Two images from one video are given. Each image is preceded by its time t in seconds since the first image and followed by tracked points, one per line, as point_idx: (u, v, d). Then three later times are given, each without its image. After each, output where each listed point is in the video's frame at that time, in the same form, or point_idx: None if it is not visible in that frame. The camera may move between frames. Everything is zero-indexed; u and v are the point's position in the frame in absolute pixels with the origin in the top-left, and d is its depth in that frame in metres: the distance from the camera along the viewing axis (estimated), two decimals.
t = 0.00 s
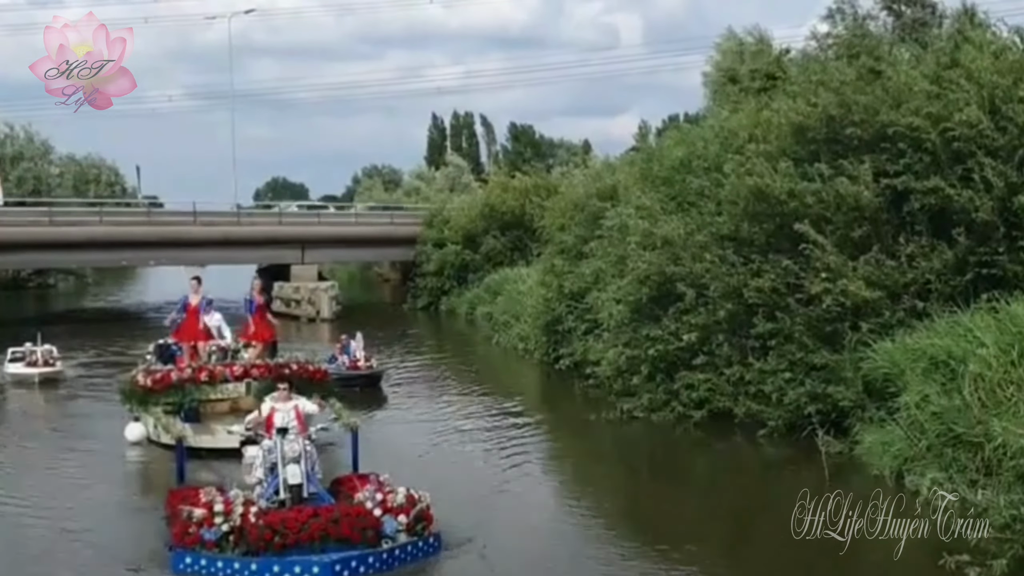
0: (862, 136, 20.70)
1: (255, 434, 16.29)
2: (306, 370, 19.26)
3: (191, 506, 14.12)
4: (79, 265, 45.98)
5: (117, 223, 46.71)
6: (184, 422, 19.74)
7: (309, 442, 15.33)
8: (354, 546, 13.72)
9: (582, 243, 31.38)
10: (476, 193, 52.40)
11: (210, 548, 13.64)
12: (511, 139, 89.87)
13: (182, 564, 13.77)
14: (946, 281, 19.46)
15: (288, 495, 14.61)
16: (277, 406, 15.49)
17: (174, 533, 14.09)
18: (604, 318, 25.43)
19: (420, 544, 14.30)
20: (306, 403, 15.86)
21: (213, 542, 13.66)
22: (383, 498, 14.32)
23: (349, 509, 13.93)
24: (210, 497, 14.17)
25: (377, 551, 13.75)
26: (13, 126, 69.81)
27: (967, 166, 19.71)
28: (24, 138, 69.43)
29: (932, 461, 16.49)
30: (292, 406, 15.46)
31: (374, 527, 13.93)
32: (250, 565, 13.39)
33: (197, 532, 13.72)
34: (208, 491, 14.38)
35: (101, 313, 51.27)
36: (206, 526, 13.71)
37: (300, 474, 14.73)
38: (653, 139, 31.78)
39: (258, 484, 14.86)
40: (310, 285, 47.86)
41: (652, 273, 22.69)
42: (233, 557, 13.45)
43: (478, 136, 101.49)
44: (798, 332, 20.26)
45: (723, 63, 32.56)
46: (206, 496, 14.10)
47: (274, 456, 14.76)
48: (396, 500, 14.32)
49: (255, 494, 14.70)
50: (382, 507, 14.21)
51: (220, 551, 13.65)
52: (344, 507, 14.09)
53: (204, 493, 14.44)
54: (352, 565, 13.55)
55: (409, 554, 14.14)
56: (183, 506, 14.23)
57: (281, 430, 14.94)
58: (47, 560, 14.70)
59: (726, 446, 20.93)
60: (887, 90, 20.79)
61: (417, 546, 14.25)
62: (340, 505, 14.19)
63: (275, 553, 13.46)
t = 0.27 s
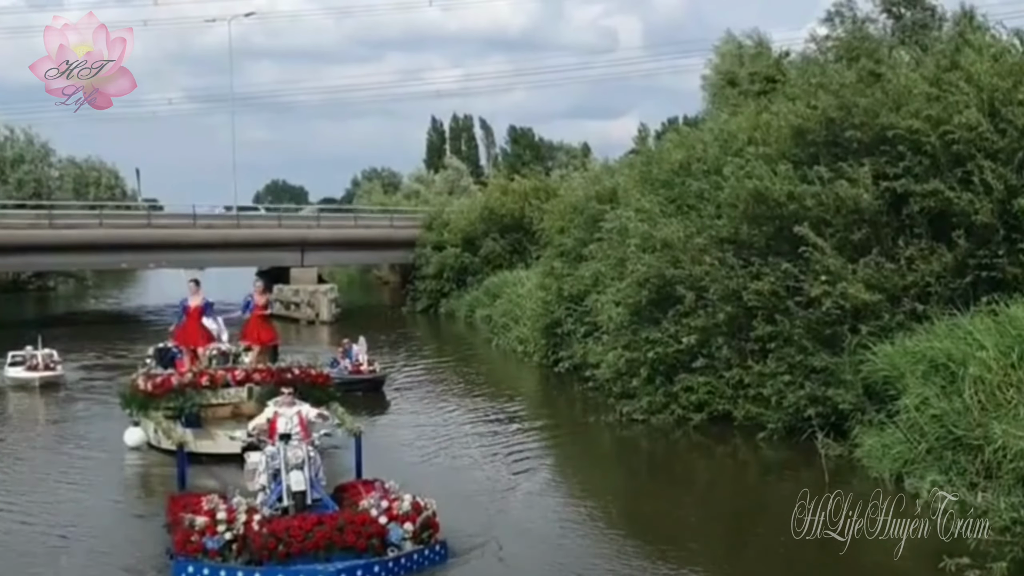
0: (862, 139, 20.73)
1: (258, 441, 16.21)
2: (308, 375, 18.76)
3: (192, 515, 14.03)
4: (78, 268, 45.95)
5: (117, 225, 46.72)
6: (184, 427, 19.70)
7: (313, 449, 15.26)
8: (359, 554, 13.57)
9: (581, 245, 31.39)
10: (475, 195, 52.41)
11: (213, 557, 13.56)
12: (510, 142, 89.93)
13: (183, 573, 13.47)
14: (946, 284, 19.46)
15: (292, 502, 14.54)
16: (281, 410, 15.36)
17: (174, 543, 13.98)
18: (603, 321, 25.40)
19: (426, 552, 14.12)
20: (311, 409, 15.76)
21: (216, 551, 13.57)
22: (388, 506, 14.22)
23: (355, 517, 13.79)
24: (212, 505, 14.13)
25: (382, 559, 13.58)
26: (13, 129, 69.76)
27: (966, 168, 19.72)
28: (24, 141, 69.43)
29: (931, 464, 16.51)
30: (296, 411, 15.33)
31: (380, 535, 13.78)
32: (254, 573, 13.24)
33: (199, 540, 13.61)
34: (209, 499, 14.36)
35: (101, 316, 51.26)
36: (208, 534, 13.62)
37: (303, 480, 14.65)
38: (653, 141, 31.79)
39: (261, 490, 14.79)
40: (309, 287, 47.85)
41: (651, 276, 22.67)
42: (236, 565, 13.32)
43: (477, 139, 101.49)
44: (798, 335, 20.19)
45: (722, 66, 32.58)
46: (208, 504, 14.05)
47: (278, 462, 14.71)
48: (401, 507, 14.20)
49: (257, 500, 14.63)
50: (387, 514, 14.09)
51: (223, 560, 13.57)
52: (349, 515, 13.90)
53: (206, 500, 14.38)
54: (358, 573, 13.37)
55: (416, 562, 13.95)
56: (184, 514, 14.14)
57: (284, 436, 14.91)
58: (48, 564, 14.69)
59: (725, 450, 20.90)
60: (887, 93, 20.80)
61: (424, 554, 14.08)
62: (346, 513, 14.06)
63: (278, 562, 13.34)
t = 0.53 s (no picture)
0: (862, 142, 20.73)
1: (262, 449, 15.99)
2: (311, 381, 19.13)
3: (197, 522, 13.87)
4: (79, 272, 45.96)
5: (118, 229, 46.74)
6: (186, 433, 19.48)
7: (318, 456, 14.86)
8: (365, 565, 13.37)
9: (582, 249, 31.39)
10: (475, 199, 52.42)
11: (217, 567, 13.41)
12: (511, 145, 89.99)
13: None
14: (947, 288, 19.45)
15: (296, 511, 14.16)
16: (285, 417, 14.94)
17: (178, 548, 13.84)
18: (604, 324, 25.37)
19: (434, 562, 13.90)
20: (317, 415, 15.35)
21: (220, 560, 13.42)
22: (396, 514, 13.88)
23: (361, 526, 13.54)
24: (216, 514, 13.87)
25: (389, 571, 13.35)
26: (14, 133, 69.79)
27: (967, 171, 19.72)
28: (26, 145, 69.49)
29: (932, 468, 16.49)
30: (299, 418, 14.89)
31: (386, 545, 13.49)
32: None
33: (203, 550, 13.46)
34: (213, 507, 14.09)
35: (102, 320, 51.30)
36: (213, 544, 13.46)
37: (308, 488, 14.25)
38: (653, 145, 31.79)
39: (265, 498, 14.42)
40: (310, 291, 47.84)
41: (652, 279, 22.67)
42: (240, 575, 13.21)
43: (478, 143, 101.54)
44: (799, 338, 20.17)
45: (722, 69, 32.57)
46: (212, 513, 13.85)
47: (282, 470, 14.35)
48: (409, 516, 13.86)
49: (261, 509, 14.29)
50: (395, 523, 13.73)
51: (228, 570, 13.42)
52: (356, 524, 13.70)
53: (211, 508, 14.19)
54: None
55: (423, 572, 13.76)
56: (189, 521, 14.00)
57: (289, 443, 14.46)
58: (49, 570, 14.68)
59: (726, 453, 20.89)
60: (887, 96, 20.80)
61: (432, 564, 13.86)
62: (353, 522, 13.81)
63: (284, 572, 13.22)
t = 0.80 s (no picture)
0: (864, 145, 20.71)
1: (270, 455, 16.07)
2: (317, 389, 18.16)
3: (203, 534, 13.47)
4: (80, 276, 45.93)
5: (121, 234, 46.76)
6: (191, 441, 19.17)
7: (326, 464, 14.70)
8: None
9: (583, 253, 31.36)
10: (477, 203, 52.41)
11: None
12: (513, 149, 90.06)
13: None
14: (949, 291, 19.41)
15: (304, 522, 14.11)
16: (293, 423, 14.62)
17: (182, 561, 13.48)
18: (606, 327, 25.32)
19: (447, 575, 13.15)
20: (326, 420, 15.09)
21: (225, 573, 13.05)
22: (407, 525, 13.31)
23: (371, 538, 13.05)
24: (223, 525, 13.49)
25: None
26: (17, 138, 69.86)
27: (969, 174, 19.69)
28: (29, 150, 69.59)
29: (935, 471, 16.46)
30: (306, 424, 14.57)
31: (397, 557, 12.94)
32: None
33: (209, 562, 13.02)
34: (220, 518, 13.67)
35: (105, 324, 51.33)
36: (219, 556, 13.06)
37: (316, 498, 14.18)
38: (655, 148, 31.77)
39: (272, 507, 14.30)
40: (312, 295, 47.82)
41: (653, 283, 22.65)
42: None
43: (480, 147, 101.58)
44: (801, 342, 20.15)
45: (724, 72, 32.54)
46: (218, 524, 13.44)
47: (289, 479, 14.19)
48: (420, 527, 13.28)
49: (268, 518, 14.19)
50: (405, 534, 13.16)
51: None
52: (366, 535, 13.22)
53: (217, 519, 13.78)
54: None
55: None
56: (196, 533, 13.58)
57: (296, 451, 14.28)
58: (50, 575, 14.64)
59: (729, 457, 20.85)
60: (889, 99, 20.76)
61: None
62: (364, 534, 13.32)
63: None
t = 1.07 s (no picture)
0: (885, 148, 20.59)
1: (293, 459, 16.40)
2: (340, 392, 18.27)
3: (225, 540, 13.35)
4: (101, 276, 46.18)
5: (142, 234, 46.98)
6: (211, 444, 18.69)
7: (348, 469, 14.49)
8: None
9: (602, 255, 31.31)
10: (495, 205, 52.43)
11: None
12: (532, 151, 90.11)
13: None
14: (970, 295, 19.27)
15: (326, 528, 13.90)
16: (317, 426, 14.54)
17: (204, 567, 13.53)
18: (624, 330, 25.27)
19: None
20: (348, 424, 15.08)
21: None
22: (431, 533, 13.26)
23: (395, 546, 12.97)
24: (245, 531, 13.30)
25: None
26: (40, 139, 70.31)
27: (990, 177, 19.57)
28: (51, 150, 70.05)
29: (955, 476, 16.37)
30: (330, 428, 14.49)
31: (421, 564, 12.90)
32: None
33: (231, 568, 12.96)
34: (242, 522, 13.62)
35: (125, 324, 51.61)
36: (241, 562, 12.96)
37: (339, 504, 13.92)
38: (674, 151, 31.70)
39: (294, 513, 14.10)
40: (331, 296, 47.94)
41: (672, 285, 22.61)
42: None
43: (499, 149, 101.65)
44: (820, 345, 20.07)
45: (744, 75, 32.44)
46: (240, 529, 13.31)
47: (311, 484, 13.95)
48: (445, 534, 13.24)
49: (290, 524, 13.97)
50: (430, 542, 13.15)
51: None
52: (389, 543, 13.15)
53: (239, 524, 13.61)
54: None
55: None
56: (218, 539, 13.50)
57: (319, 456, 14.06)
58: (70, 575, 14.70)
59: (747, 460, 20.78)
60: (910, 101, 20.61)
61: None
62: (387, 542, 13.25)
63: None
